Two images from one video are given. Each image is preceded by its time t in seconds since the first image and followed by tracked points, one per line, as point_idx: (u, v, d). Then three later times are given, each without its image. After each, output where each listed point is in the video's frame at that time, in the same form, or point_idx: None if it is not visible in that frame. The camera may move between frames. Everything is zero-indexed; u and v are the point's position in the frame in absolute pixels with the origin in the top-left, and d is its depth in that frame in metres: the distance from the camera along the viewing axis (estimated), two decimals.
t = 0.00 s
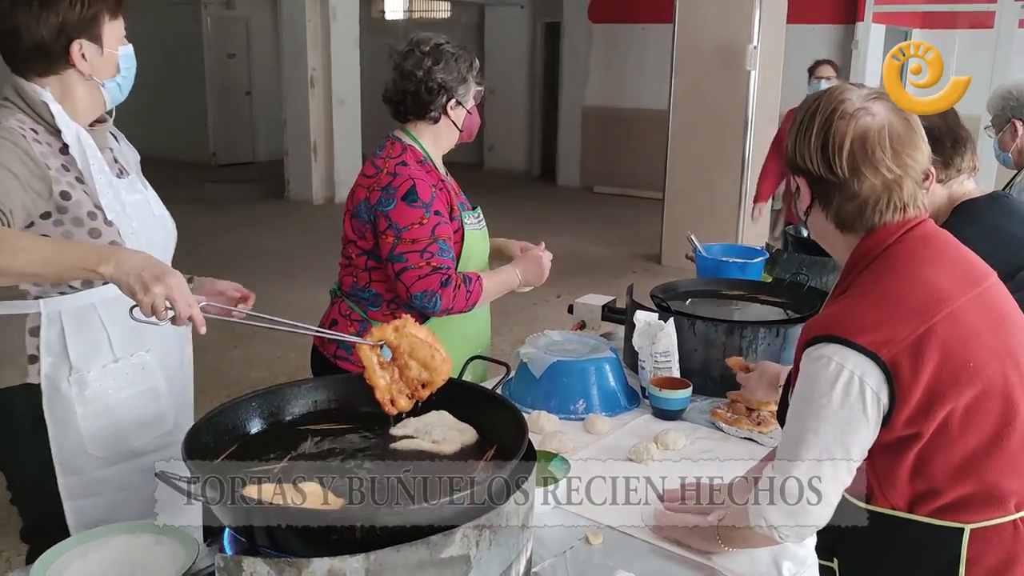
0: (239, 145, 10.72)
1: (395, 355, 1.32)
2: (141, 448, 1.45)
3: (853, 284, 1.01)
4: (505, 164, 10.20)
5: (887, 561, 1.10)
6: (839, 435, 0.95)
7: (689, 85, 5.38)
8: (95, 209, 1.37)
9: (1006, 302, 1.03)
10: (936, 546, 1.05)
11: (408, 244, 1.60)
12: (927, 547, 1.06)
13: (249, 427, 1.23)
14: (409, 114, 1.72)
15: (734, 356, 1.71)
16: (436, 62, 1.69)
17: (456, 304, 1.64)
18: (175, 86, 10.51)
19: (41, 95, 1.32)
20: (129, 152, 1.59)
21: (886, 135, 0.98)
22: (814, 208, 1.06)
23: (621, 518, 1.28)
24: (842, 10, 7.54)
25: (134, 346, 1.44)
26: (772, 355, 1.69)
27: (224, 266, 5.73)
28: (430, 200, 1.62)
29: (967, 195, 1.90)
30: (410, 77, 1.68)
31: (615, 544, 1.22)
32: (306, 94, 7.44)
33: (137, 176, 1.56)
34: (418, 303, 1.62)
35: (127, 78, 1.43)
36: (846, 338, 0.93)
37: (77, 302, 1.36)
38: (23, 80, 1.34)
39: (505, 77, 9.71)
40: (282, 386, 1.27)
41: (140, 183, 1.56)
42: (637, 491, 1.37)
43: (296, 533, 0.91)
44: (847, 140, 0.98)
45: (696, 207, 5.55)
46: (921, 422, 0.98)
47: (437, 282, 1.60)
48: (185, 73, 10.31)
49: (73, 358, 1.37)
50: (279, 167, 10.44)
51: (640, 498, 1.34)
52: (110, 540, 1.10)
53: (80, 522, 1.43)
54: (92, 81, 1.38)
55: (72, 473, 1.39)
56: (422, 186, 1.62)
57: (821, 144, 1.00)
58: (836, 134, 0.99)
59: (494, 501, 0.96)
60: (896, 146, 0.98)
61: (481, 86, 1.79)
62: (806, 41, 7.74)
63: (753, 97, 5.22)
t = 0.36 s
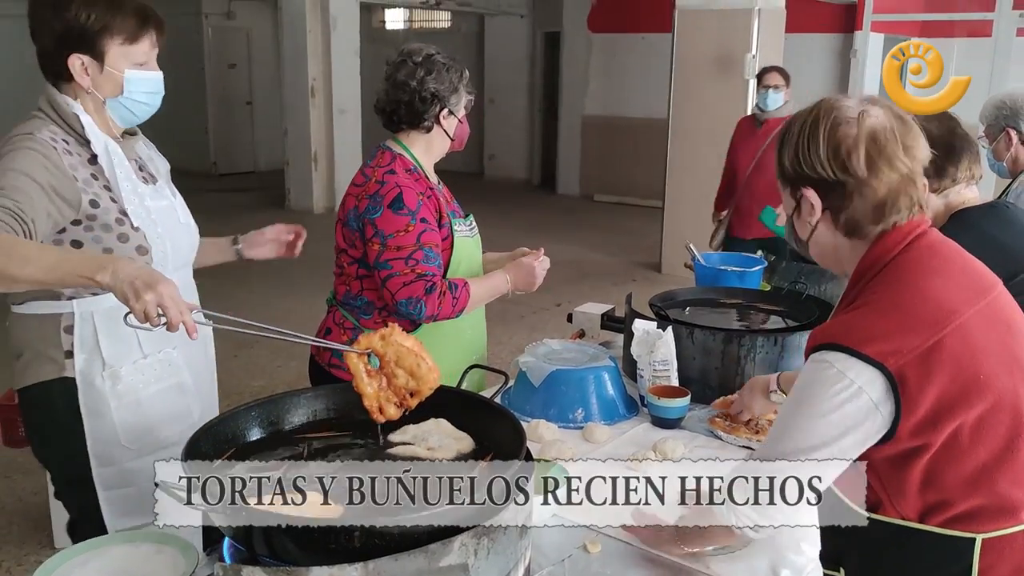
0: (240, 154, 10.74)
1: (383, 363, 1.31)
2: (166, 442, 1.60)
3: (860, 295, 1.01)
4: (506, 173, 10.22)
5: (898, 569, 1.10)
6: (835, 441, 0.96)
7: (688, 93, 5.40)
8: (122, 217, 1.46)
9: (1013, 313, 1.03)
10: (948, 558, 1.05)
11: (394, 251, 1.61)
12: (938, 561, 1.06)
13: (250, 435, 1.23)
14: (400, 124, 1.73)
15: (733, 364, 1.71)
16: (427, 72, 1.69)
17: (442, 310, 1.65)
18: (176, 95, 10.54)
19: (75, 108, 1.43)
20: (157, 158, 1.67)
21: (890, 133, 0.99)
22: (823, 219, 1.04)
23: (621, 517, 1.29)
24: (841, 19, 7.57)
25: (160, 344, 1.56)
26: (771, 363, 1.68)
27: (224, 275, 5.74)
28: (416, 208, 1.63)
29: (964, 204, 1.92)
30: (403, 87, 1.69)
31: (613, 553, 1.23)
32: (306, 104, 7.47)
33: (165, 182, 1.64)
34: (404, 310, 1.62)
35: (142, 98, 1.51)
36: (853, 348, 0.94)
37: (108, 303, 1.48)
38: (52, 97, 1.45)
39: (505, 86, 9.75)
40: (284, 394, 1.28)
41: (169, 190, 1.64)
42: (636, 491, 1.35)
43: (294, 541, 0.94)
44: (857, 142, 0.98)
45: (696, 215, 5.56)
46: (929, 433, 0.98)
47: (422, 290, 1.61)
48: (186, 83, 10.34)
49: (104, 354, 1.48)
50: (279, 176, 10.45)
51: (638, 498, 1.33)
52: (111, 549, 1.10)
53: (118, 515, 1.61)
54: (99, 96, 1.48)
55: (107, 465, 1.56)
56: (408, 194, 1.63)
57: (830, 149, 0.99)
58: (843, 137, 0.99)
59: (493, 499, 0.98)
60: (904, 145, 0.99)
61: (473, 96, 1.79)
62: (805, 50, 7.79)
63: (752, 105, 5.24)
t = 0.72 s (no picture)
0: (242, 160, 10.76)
1: (407, 321, 1.48)
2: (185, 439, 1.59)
3: (869, 305, 1.01)
4: (508, 179, 10.23)
5: None
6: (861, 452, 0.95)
7: (689, 99, 5.40)
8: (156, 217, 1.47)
9: (1018, 317, 1.04)
10: (960, 565, 1.05)
11: (389, 258, 1.61)
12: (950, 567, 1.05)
13: (250, 441, 1.23)
14: (392, 130, 1.74)
15: (732, 368, 1.72)
16: (416, 76, 1.69)
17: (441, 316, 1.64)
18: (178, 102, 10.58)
19: (115, 112, 1.44)
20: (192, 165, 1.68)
21: (859, 135, 1.04)
22: (832, 234, 1.04)
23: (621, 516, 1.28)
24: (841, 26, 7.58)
25: (189, 343, 1.58)
26: (771, 368, 1.70)
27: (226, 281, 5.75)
28: (411, 214, 1.64)
29: (972, 208, 1.91)
30: (393, 94, 1.69)
31: (614, 558, 1.23)
32: (309, 110, 7.48)
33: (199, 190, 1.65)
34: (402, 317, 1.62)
35: (184, 108, 1.50)
36: (870, 358, 0.94)
37: (144, 301, 1.49)
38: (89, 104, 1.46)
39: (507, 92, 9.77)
40: (285, 399, 1.29)
41: (202, 196, 1.64)
42: (636, 491, 1.28)
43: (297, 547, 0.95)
44: (838, 147, 1.01)
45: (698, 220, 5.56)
46: (943, 439, 0.98)
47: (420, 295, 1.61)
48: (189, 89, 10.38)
49: (138, 353, 1.49)
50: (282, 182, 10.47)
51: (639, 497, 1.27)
52: (116, 554, 1.11)
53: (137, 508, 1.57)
54: (138, 102, 1.48)
55: (133, 460, 1.53)
56: (403, 200, 1.64)
57: (819, 161, 1.01)
58: (825, 146, 1.02)
59: (494, 499, 0.99)
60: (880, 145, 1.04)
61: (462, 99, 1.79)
62: (806, 57, 7.80)
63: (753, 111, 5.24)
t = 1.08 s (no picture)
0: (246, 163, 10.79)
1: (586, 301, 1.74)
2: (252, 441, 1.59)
3: (868, 303, 1.01)
4: (512, 181, 10.22)
5: None
6: (868, 447, 0.94)
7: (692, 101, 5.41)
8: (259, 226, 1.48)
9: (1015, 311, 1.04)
10: (969, 560, 1.04)
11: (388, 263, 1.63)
12: (957, 563, 1.05)
13: (256, 443, 1.23)
14: (387, 133, 1.74)
15: (736, 370, 1.72)
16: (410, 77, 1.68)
17: (443, 321, 1.65)
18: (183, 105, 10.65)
19: (214, 121, 1.44)
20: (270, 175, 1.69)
21: (843, 141, 1.04)
22: (829, 239, 1.03)
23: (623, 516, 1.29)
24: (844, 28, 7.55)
25: (265, 355, 1.57)
26: (775, 368, 1.70)
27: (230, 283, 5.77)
28: (411, 219, 1.65)
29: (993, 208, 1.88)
30: (387, 97, 1.69)
31: (619, 560, 1.23)
32: (312, 112, 7.50)
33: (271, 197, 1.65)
34: (404, 324, 1.63)
35: (272, 117, 1.52)
36: (874, 353, 0.93)
37: (230, 310, 1.48)
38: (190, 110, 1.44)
39: (510, 94, 9.79)
40: (289, 401, 1.29)
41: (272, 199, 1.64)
42: (637, 491, 1.30)
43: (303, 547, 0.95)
44: (825, 152, 1.02)
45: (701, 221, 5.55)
46: (949, 434, 0.98)
47: (421, 302, 1.61)
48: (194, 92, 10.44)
49: (224, 358, 1.49)
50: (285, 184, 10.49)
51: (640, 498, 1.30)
52: (121, 555, 1.11)
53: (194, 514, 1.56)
54: (230, 113, 1.49)
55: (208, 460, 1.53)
56: (402, 205, 1.64)
57: (808, 168, 1.02)
58: (812, 153, 1.02)
59: (494, 499, 0.99)
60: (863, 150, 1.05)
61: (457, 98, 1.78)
62: (809, 59, 7.81)
63: (756, 113, 5.23)
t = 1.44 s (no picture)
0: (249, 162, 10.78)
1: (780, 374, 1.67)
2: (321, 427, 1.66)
3: (864, 307, 1.01)
4: (515, 180, 10.22)
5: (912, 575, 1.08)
6: (862, 451, 0.94)
7: (696, 100, 5.40)
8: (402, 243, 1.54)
9: (1013, 313, 1.03)
10: (972, 559, 1.04)
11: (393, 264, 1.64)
12: (961, 562, 1.05)
13: (258, 440, 1.24)
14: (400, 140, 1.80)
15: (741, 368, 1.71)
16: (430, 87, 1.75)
17: (441, 322, 1.72)
18: (187, 103, 10.65)
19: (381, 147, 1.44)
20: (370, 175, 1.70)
21: (837, 143, 1.04)
22: (824, 243, 1.03)
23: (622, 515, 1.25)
24: (847, 26, 7.62)
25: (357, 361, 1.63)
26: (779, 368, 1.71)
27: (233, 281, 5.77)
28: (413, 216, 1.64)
29: None
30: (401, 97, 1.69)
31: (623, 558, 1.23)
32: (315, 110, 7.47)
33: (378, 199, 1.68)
34: (402, 324, 1.69)
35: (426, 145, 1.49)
36: (870, 359, 0.93)
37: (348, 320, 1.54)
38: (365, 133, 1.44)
39: (514, 93, 9.78)
40: (293, 399, 1.29)
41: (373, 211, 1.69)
42: (636, 491, 1.24)
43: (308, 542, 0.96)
44: (818, 156, 1.02)
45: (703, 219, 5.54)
46: (948, 437, 0.98)
47: (419, 304, 1.67)
48: (198, 91, 10.44)
49: (338, 358, 1.55)
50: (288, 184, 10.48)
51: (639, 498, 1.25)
52: (126, 551, 1.12)
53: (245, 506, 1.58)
54: (390, 137, 1.47)
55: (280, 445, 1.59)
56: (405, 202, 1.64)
57: (801, 172, 1.02)
58: (805, 157, 1.02)
59: (494, 499, 0.99)
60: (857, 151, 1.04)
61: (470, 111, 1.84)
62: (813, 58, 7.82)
63: (761, 111, 5.22)
